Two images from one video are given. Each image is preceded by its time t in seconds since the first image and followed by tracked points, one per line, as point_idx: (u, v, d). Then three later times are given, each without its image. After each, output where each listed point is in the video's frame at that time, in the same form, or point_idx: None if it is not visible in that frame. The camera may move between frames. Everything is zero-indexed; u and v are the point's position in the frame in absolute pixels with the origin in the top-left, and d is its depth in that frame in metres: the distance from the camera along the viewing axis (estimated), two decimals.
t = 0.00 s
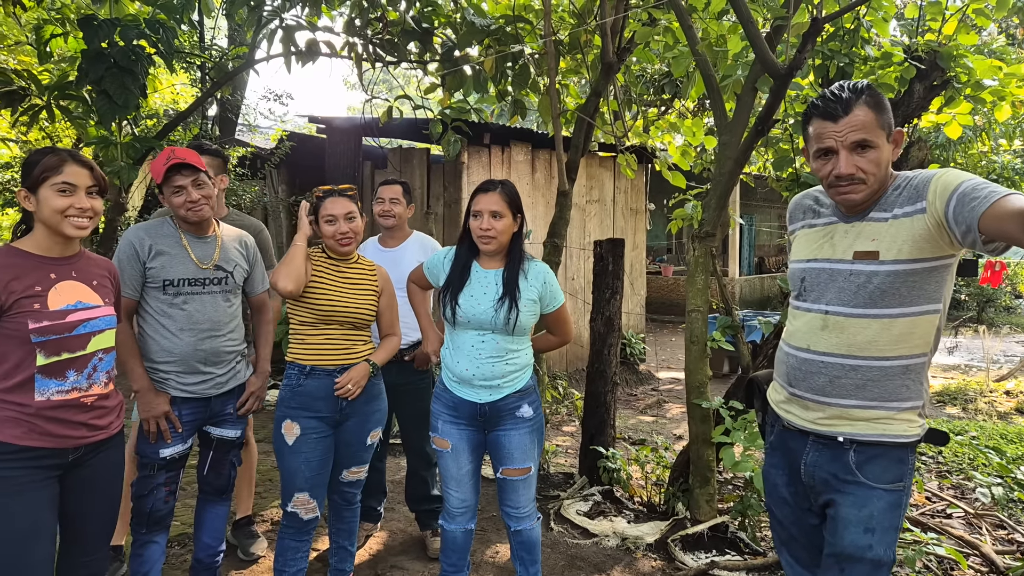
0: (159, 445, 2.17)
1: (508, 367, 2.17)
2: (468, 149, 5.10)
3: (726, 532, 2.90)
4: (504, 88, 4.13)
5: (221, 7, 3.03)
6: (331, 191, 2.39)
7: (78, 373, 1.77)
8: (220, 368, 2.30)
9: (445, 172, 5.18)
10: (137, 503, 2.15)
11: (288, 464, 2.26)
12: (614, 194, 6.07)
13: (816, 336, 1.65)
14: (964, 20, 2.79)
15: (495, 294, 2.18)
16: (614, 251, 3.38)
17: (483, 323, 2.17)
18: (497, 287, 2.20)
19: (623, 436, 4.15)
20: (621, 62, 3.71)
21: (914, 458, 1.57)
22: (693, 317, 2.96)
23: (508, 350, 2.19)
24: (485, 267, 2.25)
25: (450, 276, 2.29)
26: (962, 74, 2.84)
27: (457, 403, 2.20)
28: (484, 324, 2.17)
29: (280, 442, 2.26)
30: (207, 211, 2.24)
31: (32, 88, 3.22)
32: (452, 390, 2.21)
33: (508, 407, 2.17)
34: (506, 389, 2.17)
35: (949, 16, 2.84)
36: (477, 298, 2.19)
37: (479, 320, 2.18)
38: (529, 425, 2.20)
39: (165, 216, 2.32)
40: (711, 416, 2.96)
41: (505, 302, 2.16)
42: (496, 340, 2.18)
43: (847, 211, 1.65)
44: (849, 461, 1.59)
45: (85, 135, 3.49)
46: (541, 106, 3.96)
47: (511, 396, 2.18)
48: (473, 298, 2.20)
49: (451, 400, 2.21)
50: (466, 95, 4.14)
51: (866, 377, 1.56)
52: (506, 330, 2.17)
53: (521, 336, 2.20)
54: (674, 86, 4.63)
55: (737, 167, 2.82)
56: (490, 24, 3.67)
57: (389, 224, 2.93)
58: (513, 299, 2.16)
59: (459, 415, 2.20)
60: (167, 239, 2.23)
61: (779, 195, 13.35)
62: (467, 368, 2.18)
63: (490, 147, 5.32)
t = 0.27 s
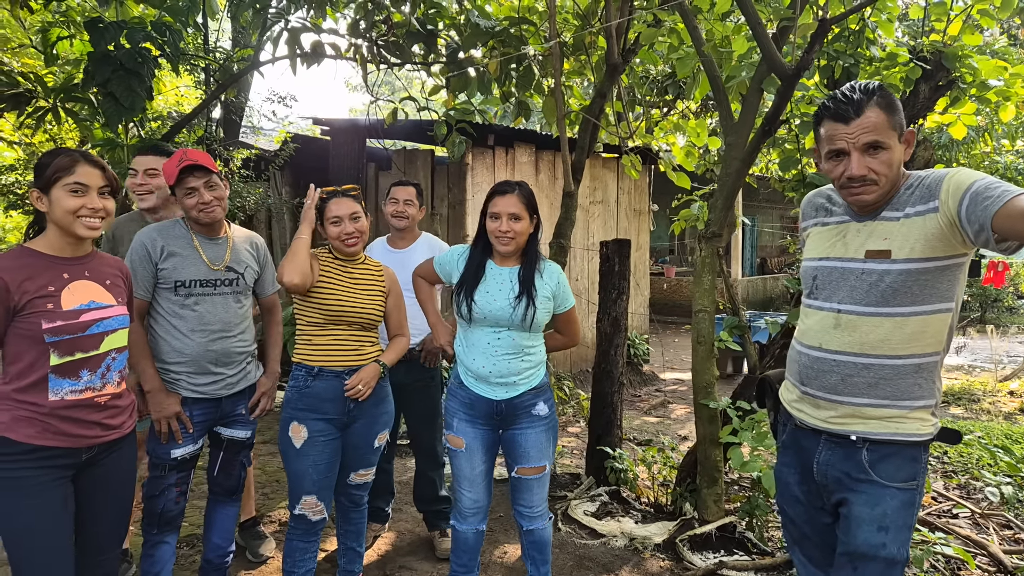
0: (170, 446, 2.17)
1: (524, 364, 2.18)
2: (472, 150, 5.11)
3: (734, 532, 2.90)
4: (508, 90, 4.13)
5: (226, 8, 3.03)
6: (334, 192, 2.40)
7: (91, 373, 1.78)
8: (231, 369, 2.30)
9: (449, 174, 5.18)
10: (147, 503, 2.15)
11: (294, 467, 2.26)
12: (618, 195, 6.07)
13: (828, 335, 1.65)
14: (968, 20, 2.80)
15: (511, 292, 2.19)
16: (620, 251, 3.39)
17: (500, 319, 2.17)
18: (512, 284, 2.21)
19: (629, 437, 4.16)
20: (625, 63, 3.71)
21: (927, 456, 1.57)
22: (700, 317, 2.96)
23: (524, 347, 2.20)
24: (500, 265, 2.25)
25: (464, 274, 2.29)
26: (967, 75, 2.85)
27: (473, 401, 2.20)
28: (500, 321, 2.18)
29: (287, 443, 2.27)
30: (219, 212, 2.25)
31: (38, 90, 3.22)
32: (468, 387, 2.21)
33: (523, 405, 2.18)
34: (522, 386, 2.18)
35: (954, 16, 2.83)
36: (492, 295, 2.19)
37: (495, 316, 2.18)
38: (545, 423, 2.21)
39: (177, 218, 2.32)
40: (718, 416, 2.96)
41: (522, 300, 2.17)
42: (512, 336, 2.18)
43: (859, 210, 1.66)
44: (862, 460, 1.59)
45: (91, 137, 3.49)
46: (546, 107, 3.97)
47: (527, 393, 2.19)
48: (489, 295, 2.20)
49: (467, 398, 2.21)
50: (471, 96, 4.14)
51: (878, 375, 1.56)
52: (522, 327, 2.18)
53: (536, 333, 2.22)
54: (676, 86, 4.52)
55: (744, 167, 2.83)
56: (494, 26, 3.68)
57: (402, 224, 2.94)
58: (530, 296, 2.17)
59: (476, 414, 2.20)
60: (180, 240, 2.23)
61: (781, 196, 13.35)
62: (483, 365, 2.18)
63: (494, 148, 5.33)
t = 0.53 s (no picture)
0: (182, 449, 2.17)
1: (540, 368, 2.18)
2: (478, 153, 5.11)
3: (744, 537, 2.89)
4: (514, 92, 4.12)
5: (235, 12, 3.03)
6: (344, 196, 2.40)
7: (107, 377, 1.77)
8: (243, 373, 2.29)
9: (454, 177, 5.18)
10: (159, 506, 2.15)
11: (301, 470, 2.26)
12: (623, 198, 6.07)
13: (846, 339, 1.64)
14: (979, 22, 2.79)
15: (525, 296, 2.18)
16: (628, 255, 3.37)
17: (516, 324, 2.17)
18: (526, 288, 2.20)
19: (636, 441, 4.15)
20: (633, 66, 3.70)
21: (947, 462, 1.56)
22: (709, 321, 2.95)
23: (540, 351, 2.19)
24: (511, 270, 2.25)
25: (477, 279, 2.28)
26: (979, 78, 2.87)
27: (489, 408, 2.19)
28: (515, 326, 2.17)
29: (293, 447, 2.26)
30: (232, 215, 2.25)
31: (47, 94, 3.22)
32: (483, 394, 2.20)
33: (539, 410, 2.18)
34: (538, 391, 2.18)
35: (964, 19, 2.83)
36: (507, 300, 2.18)
37: (510, 321, 2.17)
38: (560, 428, 2.20)
39: (190, 221, 2.32)
40: (728, 420, 2.95)
41: (537, 303, 2.16)
42: (527, 341, 2.18)
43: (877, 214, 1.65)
44: (880, 465, 1.58)
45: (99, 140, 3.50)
46: (553, 110, 3.96)
47: (542, 398, 2.18)
48: (504, 300, 2.19)
49: (483, 404, 2.20)
50: (477, 99, 4.14)
51: (898, 381, 1.55)
52: (538, 331, 2.18)
53: (551, 336, 2.21)
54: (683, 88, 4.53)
55: (754, 171, 2.82)
56: (500, 29, 3.67)
57: (416, 227, 2.95)
58: (544, 300, 2.16)
59: (491, 420, 2.19)
60: (193, 244, 2.23)
61: (784, 198, 13.33)
62: (499, 371, 2.17)
63: (500, 151, 5.32)
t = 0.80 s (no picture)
0: (203, 448, 2.16)
1: (556, 370, 2.15)
2: (493, 153, 5.10)
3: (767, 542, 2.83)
4: (530, 92, 4.09)
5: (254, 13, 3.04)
6: (363, 195, 2.39)
7: (136, 375, 1.78)
8: (264, 371, 2.29)
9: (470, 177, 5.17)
10: (182, 505, 2.15)
11: (318, 469, 2.25)
12: (639, 198, 6.03)
13: (879, 341, 1.60)
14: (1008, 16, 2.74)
15: (542, 296, 2.17)
16: (646, 255, 3.34)
17: (533, 326, 2.15)
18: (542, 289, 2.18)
19: (654, 443, 4.11)
20: (651, 65, 3.66)
21: (983, 467, 1.52)
22: (730, 322, 2.91)
23: (557, 352, 2.17)
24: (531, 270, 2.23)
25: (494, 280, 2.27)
26: (1009, 73, 2.84)
27: (503, 408, 2.18)
28: (531, 326, 2.15)
29: (309, 446, 2.26)
30: (252, 211, 2.25)
31: (69, 96, 3.25)
32: (499, 393, 2.19)
33: (554, 412, 2.15)
34: (554, 393, 2.15)
35: (992, 14, 2.79)
36: (524, 300, 2.17)
37: (527, 322, 2.16)
38: (576, 431, 2.17)
39: (209, 220, 2.32)
40: (750, 423, 2.90)
41: (554, 304, 2.15)
42: (544, 341, 2.16)
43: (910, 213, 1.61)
44: (915, 470, 1.54)
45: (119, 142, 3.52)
46: (569, 109, 3.93)
47: (558, 401, 2.15)
48: (521, 301, 2.18)
49: (497, 404, 2.19)
50: (492, 99, 4.12)
51: (933, 384, 1.52)
52: (555, 332, 2.16)
53: (568, 337, 2.19)
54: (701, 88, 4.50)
55: (777, 170, 2.79)
56: (517, 29, 3.65)
57: (439, 227, 2.94)
58: (561, 301, 2.15)
59: (506, 419, 2.18)
60: (212, 242, 2.23)
61: (800, 199, 13.20)
62: (515, 372, 2.16)
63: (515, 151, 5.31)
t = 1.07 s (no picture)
0: (231, 445, 2.18)
1: (573, 370, 2.13)
2: (514, 153, 5.09)
3: (795, 548, 2.75)
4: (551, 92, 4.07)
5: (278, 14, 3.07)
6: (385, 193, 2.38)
7: (172, 368, 1.81)
8: (292, 369, 2.30)
9: (490, 177, 5.16)
10: (209, 502, 2.16)
11: (341, 468, 2.25)
12: (660, 198, 5.97)
13: (919, 344, 1.55)
14: None
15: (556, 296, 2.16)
16: (671, 255, 3.30)
17: (546, 325, 2.15)
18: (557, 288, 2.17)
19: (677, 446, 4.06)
20: (676, 63, 3.61)
21: None
22: (757, 324, 2.86)
23: (573, 352, 2.15)
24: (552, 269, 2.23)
25: (512, 280, 2.28)
26: None
27: (520, 405, 2.17)
28: (546, 326, 2.15)
29: (331, 444, 2.26)
30: (281, 208, 2.27)
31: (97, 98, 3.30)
32: (516, 391, 2.18)
33: (572, 413, 2.11)
34: (571, 393, 2.12)
35: None
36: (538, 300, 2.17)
37: (541, 322, 2.16)
38: (595, 433, 2.13)
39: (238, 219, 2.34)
40: (778, 426, 2.85)
41: (566, 303, 2.12)
42: (561, 341, 2.14)
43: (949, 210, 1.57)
44: (957, 476, 1.49)
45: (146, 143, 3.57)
46: (592, 109, 3.89)
47: (576, 402, 2.12)
48: (536, 301, 2.18)
49: (514, 402, 2.18)
50: (514, 99, 4.10)
51: (976, 387, 1.47)
52: (569, 331, 2.14)
53: (585, 336, 2.16)
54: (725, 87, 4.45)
55: (806, 169, 2.73)
56: (539, 28, 3.62)
57: (468, 227, 2.94)
58: (573, 301, 2.13)
59: (523, 417, 2.17)
60: (241, 241, 2.25)
61: (824, 200, 13.00)
62: (531, 370, 2.15)
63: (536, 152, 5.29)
